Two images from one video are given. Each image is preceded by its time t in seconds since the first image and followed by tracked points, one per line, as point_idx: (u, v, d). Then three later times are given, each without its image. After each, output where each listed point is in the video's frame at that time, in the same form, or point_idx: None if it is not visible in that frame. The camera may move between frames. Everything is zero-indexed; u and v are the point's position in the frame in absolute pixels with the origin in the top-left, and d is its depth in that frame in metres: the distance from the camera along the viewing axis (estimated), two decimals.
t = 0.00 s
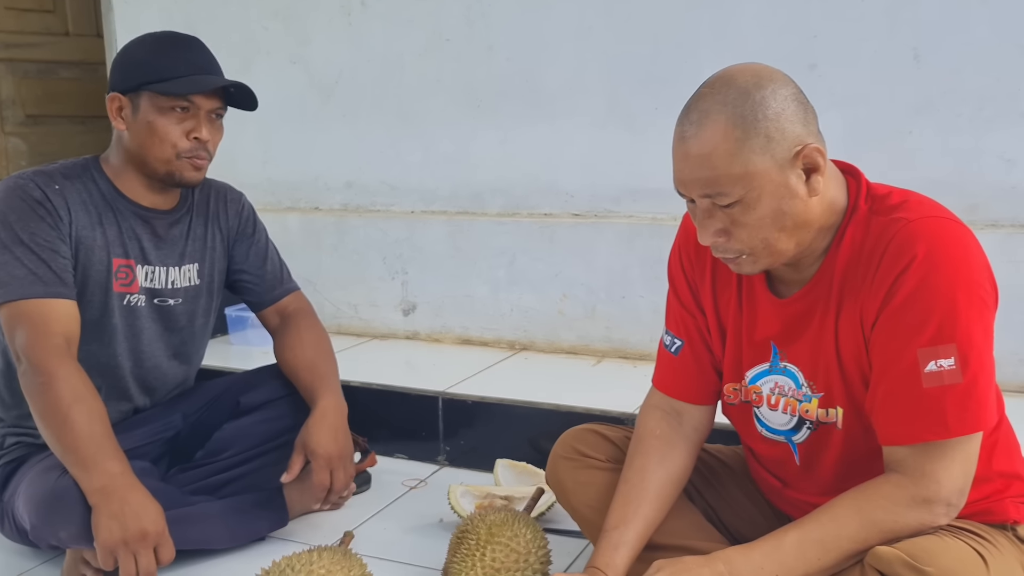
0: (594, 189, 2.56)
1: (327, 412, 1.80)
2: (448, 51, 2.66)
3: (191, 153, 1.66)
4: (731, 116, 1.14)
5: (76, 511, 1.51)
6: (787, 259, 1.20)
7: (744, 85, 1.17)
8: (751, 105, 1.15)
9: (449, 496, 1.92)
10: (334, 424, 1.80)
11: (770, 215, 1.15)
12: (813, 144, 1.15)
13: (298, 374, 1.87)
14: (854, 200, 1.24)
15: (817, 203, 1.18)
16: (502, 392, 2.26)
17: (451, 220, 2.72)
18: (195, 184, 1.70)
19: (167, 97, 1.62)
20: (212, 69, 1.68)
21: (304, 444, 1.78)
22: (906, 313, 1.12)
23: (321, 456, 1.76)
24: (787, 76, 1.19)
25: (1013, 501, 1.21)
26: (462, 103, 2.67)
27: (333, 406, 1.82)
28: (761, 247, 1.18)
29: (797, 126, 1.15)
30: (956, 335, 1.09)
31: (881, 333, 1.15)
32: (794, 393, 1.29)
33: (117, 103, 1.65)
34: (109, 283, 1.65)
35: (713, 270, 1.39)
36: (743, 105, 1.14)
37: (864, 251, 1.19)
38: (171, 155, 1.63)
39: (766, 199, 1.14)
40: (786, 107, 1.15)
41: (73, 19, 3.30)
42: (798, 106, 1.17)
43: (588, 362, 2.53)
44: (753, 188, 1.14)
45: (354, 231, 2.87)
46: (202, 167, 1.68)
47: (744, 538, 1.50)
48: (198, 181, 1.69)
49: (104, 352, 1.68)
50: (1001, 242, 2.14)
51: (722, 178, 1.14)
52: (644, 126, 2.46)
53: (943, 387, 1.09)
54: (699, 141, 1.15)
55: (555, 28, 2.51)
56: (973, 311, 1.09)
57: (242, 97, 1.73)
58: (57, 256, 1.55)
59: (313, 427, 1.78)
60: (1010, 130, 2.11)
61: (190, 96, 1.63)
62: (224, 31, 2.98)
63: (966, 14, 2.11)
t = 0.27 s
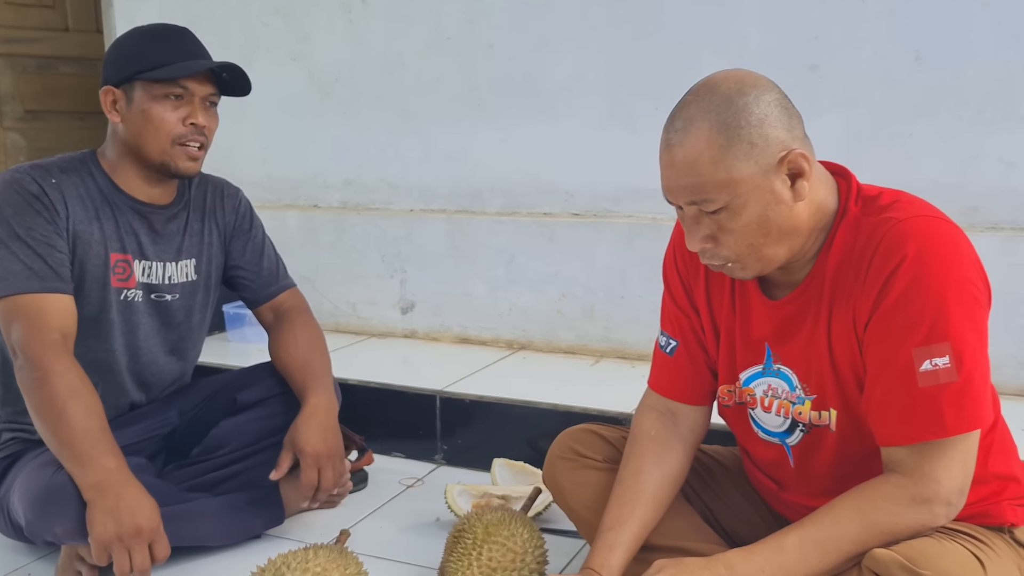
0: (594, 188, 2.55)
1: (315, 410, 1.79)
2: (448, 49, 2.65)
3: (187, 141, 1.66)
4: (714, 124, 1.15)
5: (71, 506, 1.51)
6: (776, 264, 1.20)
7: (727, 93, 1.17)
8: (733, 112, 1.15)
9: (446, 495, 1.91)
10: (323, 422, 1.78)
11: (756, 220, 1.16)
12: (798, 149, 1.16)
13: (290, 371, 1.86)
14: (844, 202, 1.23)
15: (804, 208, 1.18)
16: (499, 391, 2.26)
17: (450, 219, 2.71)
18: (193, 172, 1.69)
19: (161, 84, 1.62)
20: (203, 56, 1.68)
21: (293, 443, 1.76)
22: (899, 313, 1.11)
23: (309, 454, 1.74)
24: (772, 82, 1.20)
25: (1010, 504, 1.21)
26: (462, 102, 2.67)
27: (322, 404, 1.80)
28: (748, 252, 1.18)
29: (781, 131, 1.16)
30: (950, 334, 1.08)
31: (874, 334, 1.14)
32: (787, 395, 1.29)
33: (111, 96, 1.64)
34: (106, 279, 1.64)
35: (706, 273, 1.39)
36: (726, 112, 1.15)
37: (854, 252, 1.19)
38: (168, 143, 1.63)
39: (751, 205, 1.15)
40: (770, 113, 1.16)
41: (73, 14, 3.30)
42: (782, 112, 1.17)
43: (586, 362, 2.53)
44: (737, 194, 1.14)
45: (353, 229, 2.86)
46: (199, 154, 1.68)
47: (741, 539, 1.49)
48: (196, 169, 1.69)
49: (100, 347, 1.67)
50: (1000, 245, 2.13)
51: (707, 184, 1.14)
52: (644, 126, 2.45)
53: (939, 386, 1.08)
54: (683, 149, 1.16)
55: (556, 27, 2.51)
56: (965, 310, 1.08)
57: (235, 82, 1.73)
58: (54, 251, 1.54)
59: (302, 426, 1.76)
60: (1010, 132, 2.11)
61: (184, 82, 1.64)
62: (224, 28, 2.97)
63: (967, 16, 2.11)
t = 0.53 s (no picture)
0: (593, 187, 2.54)
1: (324, 381, 1.81)
2: (448, 47, 2.65)
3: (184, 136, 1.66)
4: (692, 123, 1.15)
5: (66, 502, 1.50)
6: (762, 263, 1.20)
7: (706, 93, 1.18)
8: (712, 112, 1.16)
9: (443, 494, 1.91)
10: (332, 392, 1.80)
11: (738, 218, 1.15)
12: (777, 146, 1.16)
13: (295, 359, 1.87)
14: (833, 200, 1.24)
15: (786, 206, 1.18)
16: (498, 390, 2.25)
17: (449, 218, 2.71)
18: (191, 168, 1.69)
19: (158, 80, 1.62)
20: (201, 51, 1.68)
21: (303, 409, 1.78)
22: (889, 307, 1.11)
23: (321, 419, 1.76)
24: (751, 83, 1.20)
25: (1009, 504, 1.20)
26: (462, 100, 2.66)
27: (329, 376, 1.83)
28: (733, 251, 1.18)
29: (760, 130, 1.16)
30: (941, 326, 1.07)
31: (865, 329, 1.14)
32: (784, 394, 1.28)
33: (108, 91, 1.64)
34: (101, 275, 1.63)
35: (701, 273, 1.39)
36: (704, 112, 1.16)
37: (844, 249, 1.19)
38: (165, 138, 1.63)
39: (731, 203, 1.15)
40: (749, 112, 1.16)
41: (72, 10, 3.31)
42: (761, 112, 1.17)
43: (585, 361, 2.52)
44: (717, 192, 1.14)
45: (352, 226, 2.86)
46: (196, 150, 1.68)
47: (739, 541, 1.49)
48: (194, 164, 1.68)
49: (95, 344, 1.67)
50: (1000, 246, 2.13)
51: (687, 183, 1.15)
52: (644, 125, 2.45)
53: (932, 379, 1.08)
54: (663, 149, 1.17)
55: (556, 26, 2.51)
56: (955, 302, 1.08)
57: (233, 77, 1.73)
58: (47, 247, 1.54)
59: (312, 393, 1.79)
60: (1011, 133, 2.10)
61: (181, 78, 1.63)
62: (224, 24, 2.97)
63: (968, 17, 2.10)
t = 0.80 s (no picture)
0: (592, 188, 2.54)
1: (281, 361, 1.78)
2: (447, 47, 2.65)
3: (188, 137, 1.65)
4: (670, 126, 1.16)
5: (63, 504, 1.50)
6: (748, 262, 1.20)
7: (683, 97, 1.18)
8: (689, 114, 1.16)
9: (441, 494, 1.91)
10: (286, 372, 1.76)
11: (721, 218, 1.16)
12: (755, 145, 1.16)
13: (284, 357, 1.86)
14: (819, 199, 1.24)
15: (768, 204, 1.18)
16: (496, 390, 2.25)
17: (448, 218, 2.71)
18: (194, 170, 1.69)
19: (162, 81, 1.61)
20: (205, 53, 1.68)
21: (252, 383, 1.74)
22: (878, 302, 1.11)
23: (265, 390, 1.72)
24: (728, 85, 1.21)
25: (1006, 503, 1.20)
26: (460, 100, 2.66)
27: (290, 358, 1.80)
28: (718, 251, 1.18)
29: (737, 130, 1.16)
30: (930, 319, 1.07)
31: (856, 325, 1.14)
32: (778, 393, 1.27)
33: (111, 92, 1.63)
34: (103, 275, 1.63)
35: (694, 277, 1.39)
36: (682, 115, 1.16)
37: (831, 247, 1.19)
38: (169, 140, 1.62)
39: (712, 203, 1.15)
40: (726, 113, 1.16)
41: (71, 9, 3.30)
42: (738, 113, 1.18)
43: (583, 362, 2.52)
44: (697, 193, 1.14)
45: (351, 227, 2.86)
46: (200, 151, 1.67)
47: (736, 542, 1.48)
48: (197, 165, 1.68)
49: (95, 345, 1.66)
50: (1000, 247, 2.13)
51: (669, 185, 1.15)
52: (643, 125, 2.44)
53: (924, 372, 1.07)
54: (643, 153, 1.17)
55: (555, 26, 2.50)
56: (943, 294, 1.08)
57: (236, 79, 1.73)
58: (50, 247, 1.53)
59: (266, 367, 1.76)
60: (1010, 134, 2.10)
61: (185, 80, 1.63)
62: (223, 24, 2.97)
63: (968, 18, 2.10)
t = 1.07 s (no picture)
0: (589, 189, 2.55)
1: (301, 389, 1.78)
2: (444, 49, 2.66)
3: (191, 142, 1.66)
4: (654, 132, 1.17)
5: (63, 506, 1.51)
6: (738, 262, 1.21)
7: (665, 103, 1.20)
8: (673, 119, 1.18)
9: (439, 495, 1.92)
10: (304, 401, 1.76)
11: (709, 220, 1.17)
12: (738, 146, 1.17)
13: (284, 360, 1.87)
14: (807, 200, 1.25)
15: (755, 203, 1.19)
16: (494, 391, 2.26)
17: (446, 219, 2.72)
18: (197, 175, 1.69)
19: (166, 86, 1.62)
20: (209, 58, 1.68)
21: (272, 417, 1.75)
22: (869, 298, 1.12)
23: (287, 426, 1.72)
24: (710, 90, 1.23)
25: (1001, 502, 1.21)
26: (458, 102, 2.67)
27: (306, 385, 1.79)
28: (708, 252, 1.19)
29: (719, 132, 1.17)
30: (922, 312, 1.08)
31: (849, 321, 1.15)
32: (773, 392, 1.29)
33: (116, 97, 1.64)
34: (107, 278, 1.64)
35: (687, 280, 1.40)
36: (665, 120, 1.18)
37: (821, 246, 1.20)
38: (172, 145, 1.63)
39: (699, 205, 1.16)
40: (708, 116, 1.18)
41: (69, 12, 3.31)
42: (721, 116, 1.19)
43: (581, 363, 2.53)
44: (684, 196, 1.16)
45: (349, 228, 2.87)
46: (203, 156, 1.68)
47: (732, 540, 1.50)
48: (200, 170, 1.68)
49: (98, 347, 1.67)
50: (994, 248, 2.14)
51: (656, 189, 1.16)
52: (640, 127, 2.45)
53: (917, 365, 1.08)
54: (629, 159, 1.19)
55: (551, 29, 2.51)
56: (932, 288, 1.09)
57: (240, 85, 1.73)
58: (55, 250, 1.54)
59: (283, 399, 1.75)
60: (1005, 136, 2.11)
61: (189, 85, 1.63)
62: (221, 27, 2.97)
63: (962, 20, 2.11)
